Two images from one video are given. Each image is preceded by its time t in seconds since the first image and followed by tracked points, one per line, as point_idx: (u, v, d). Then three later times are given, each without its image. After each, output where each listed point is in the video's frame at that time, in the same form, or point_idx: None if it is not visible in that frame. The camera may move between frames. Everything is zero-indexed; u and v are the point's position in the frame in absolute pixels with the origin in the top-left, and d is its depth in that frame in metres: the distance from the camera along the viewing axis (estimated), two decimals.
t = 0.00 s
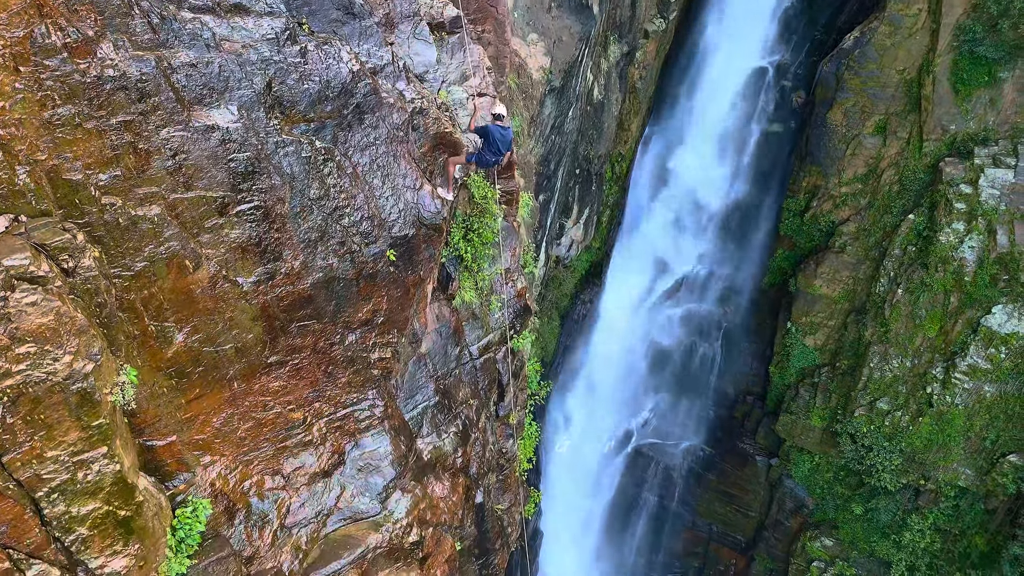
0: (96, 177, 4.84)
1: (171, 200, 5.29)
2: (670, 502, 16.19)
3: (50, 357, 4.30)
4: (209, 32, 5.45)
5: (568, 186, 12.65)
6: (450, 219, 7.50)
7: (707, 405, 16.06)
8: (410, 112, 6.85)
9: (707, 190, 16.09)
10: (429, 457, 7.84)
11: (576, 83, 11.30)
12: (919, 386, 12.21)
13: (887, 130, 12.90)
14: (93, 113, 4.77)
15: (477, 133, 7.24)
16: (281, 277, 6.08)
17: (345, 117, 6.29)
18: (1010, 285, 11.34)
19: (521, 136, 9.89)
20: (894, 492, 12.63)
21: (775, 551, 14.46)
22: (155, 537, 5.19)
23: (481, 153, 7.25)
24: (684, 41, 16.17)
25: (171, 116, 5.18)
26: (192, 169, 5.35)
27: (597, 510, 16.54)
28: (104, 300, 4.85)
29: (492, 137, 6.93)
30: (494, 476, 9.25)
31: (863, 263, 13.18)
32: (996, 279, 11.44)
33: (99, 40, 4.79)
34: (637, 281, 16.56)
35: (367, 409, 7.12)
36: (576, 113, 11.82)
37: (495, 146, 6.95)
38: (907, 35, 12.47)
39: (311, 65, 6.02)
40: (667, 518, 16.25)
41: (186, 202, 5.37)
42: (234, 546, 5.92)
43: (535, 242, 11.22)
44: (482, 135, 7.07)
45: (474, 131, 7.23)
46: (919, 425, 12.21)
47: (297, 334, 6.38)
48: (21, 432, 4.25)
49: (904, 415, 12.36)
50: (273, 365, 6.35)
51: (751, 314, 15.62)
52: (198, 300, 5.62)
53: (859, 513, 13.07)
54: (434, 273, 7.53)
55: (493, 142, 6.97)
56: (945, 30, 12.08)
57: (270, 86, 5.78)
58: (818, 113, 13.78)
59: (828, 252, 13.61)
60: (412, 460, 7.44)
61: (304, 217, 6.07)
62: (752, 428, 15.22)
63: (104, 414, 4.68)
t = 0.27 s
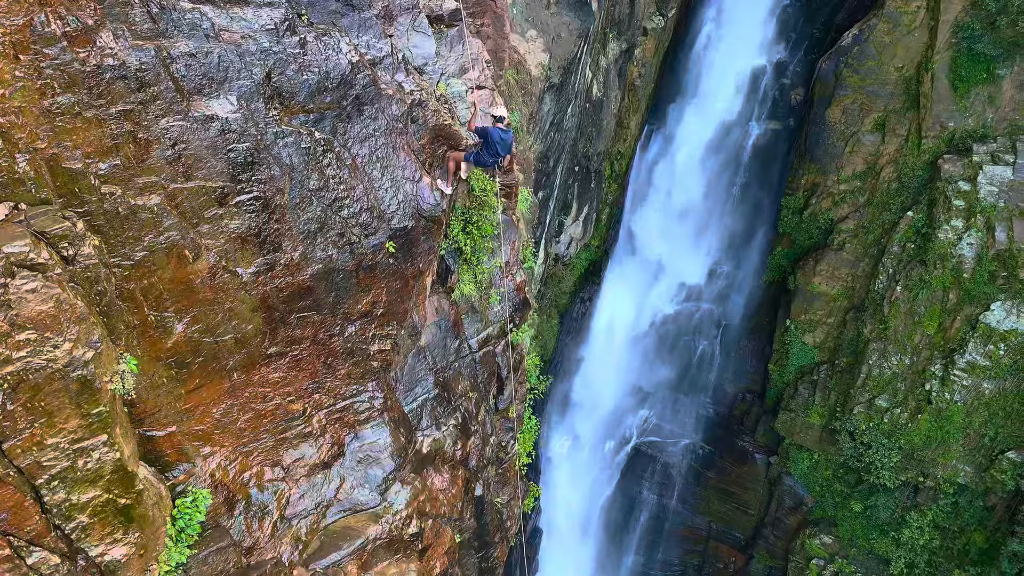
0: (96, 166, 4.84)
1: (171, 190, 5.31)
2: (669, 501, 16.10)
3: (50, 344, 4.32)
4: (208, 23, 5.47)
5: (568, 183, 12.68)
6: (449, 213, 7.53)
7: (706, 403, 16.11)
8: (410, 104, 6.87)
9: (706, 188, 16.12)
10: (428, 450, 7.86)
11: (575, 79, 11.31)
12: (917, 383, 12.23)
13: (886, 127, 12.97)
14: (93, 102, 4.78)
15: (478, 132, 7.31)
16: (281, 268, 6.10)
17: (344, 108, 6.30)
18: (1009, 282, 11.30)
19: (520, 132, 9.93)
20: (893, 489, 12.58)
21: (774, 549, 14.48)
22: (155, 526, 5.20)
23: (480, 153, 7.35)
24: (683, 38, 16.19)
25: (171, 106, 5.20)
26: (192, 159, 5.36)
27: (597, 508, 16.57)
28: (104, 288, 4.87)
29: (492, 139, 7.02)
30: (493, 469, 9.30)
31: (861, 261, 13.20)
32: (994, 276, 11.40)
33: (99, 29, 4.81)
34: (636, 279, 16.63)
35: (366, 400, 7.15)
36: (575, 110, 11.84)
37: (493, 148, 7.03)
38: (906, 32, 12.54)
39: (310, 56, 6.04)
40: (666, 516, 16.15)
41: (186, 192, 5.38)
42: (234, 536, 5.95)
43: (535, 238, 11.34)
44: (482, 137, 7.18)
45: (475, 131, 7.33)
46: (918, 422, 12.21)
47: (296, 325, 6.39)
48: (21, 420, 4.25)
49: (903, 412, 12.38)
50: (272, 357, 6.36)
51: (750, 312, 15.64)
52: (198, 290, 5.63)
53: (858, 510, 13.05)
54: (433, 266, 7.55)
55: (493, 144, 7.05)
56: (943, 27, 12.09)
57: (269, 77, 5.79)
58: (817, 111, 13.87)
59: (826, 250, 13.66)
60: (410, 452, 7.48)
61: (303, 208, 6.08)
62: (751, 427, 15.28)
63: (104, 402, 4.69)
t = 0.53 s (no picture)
0: (96, 155, 4.85)
1: (171, 179, 5.32)
2: (669, 498, 16.12)
3: (50, 331, 4.32)
4: (208, 13, 5.44)
5: (567, 180, 12.69)
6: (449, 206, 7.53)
7: (706, 401, 16.09)
8: (409, 96, 6.89)
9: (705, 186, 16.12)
10: (428, 443, 7.89)
11: (574, 76, 11.31)
12: (916, 380, 12.26)
13: (884, 125, 12.94)
14: (93, 91, 4.79)
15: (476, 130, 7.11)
16: (281, 259, 6.11)
17: (344, 100, 6.31)
18: (1007, 279, 11.32)
19: (519, 128, 9.94)
20: (892, 487, 12.59)
21: (774, 546, 14.59)
22: (155, 515, 5.22)
23: (480, 151, 7.14)
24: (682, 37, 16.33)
25: (171, 95, 5.21)
26: (192, 150, 5.38)
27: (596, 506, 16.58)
28: (104, 277, 4.88)
29: (490, 137, 6.82)
30: (493, 462, 9.33)
31: (860, 258, 13.21)
32: (993, 273, 11.43)
33: (99, 18, 4.82)
34: (635, 277, 16.60)
35: (365, 393, 7.17)
36: (574, 107, 11.85)
37: (493, 147, 6.84)
38: (905, 29, 12.59)
39: (310, 47, 6.05)
40: (665, 514, 16.22)
41: (186, 182, 5.40)
42: (234, 527, 5.96)
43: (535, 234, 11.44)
44: (480, 135, 6.97)
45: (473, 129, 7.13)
46: (918, 420, 12.24)
47: (296, 317, 6.41)
48: (22, 407, 4.26)
49: (902, 410, 12.40)
50: (272, 348, 6.37)
51: (749, 310, 15.61)
52: (198, 280, 5.64)
53: (857, 508, 13.12)
54: (433, 259, 7.57)
55: (492, 142, 6.86)
56: (942, 24, 12.19)
57: (269, 68, 5.81)
58: (815, 109, 13.85)
59: (825, 247, 13.64)
60: (410, 445, 7.50)
61: (303, 199, 6.10)
62: (751, 424, 15.27)
63: (104, 390, 4.71)
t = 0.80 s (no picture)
0: (96, 145, 4.86)
1: (171, 170, 5.33)
2: (669, 497, 16.14)
3: (51, 319, 4.34)
4: (207, 4, 5.45)
5: (566, 178, 12.71)
6: (448, 199, 7.55)
7: (705, 397, 16.22)
8: (409, 88, 6.90)
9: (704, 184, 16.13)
10: (428, 435, 7.93)
11: (573, 73, 11.30)
12: (915, 378, 12.26)
13: (883, 122, 12.99)
14: (93, 80, 4.80)
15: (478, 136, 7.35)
16: (280, 250, 6.13)
17: (343, 91, 6.33)
18: (1007, 277, 11.30)
19: (518, 124, 9.95)
20: (891, 484, 12.62)
21: (773, 544, 14.61)
22: (156, 503, 5.25)
23: (484, 156, 7.42)
24: (682, 32, 16.21)
25: (171, 85, 5.22)
26: (192, 140, 5.39)
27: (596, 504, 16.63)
28: (104, 266, 4.90)
29: (492, 145, 7.09)
30: (493, 456, 9.36)
31: (860, 255, 13.25)
32: (993, 270, 11.42)
33: (99, 8, 4.82)
34: (634, 275, 16.60)
35: (365, 385, 7.19)
36: (574, 104, 11.86)
37: (495, 155, 7.13)
38: (903, 27, 12.60)
39: (309, 38, 6.07)
40: (665, 512, 16.24)
41: (186, 172, 5.41)
42: (234, 517, 5.97)
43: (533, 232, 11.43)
44: (482, 142, 7.23)
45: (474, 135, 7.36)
46: (917, 417, 12.24)
47: (296, 308, 6.42)
48: (23, 394, 4.27)
49: (901, 408, 12.41)
50: (272, 339, 6.39)
51: (748, 307, 15.71)
52: (198, 271, 5.66)
53: (856, 505, 13.13)
54: (433, 251, 7.59)
55: (494, 150, 7.13)
56: (941, 22, 12.18)
57: (269, 59, 5.82)
58: (814, 106, 13.91)
59: (823, 245, 13.72)
60: (410, 436, 7.53)
61: (303, 190, 6.12)
62: (751, 423, 15.37)
63: (105, 377, 4.72)
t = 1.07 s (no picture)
0: (95, 135, 4.87)
1: (169, 160, 5.34)
2: (669, 494, 16.09)
3: (50, 307, 4.35)
4: None
5: (565, 175, 12.71)
6: (446, 193, 7.54)
7: (705, 396, 16.23)
8: (407, 80, 6.91)
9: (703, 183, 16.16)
10: (427, 427, 7.96)
11: (572, 70, 11.30)
12: (914, 375, 12.25)
13: (883, 119, 13.00)
14: (91, 69, 4.80)
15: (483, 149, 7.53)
16: (279, 241, 6.14)
17: (342, 83, 6.33)
18: (1006, 273, 11.29)
19: (517, 120, 9.97)
20: (890, 481, 12.63)
21: (772, 542, 14.59)
22: (154, 492, 5.24)
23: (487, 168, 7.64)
24: (682, 30, 16.25)
25: (170, 76, 5.23)
26: (190, 131, 5.40)
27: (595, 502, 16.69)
28: (103, 255, 4.91)
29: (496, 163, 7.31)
30: (492, 450, 9.37)
31: (859, 253, 13.27)
32: (992, 266, 11.38)
33: None
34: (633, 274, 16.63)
35: (364, 377, 7.21)
36: (572, 101, 11.86)
37: (498, 173, 7.38)
38: (902, 24, 12.61)
39: (309, 30, 6.06)
40: (664, 511, 16.20)
41: (185, 162, 5.42)
42: (234, 508, 5.99)
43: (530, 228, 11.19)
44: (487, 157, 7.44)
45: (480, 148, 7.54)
46: (916, 414, 12.22)
47: (295, 299, 6.44)
48: (22, 380, 4.29)
49: (899, 404, 12.40)
50: (271, 331, 6.40)
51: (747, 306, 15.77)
52: (196, 262, 5.66)
53: (856, 503, 13.13)
54: (432, 244, 7.60)
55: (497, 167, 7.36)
56: (940, 19, 12.22)
57: (267, 50, 5.83)
58: (813, 103, 14.02)
59: (823, 242, 13.77)
60: (409, 428, 7.56)
61: (302, 181, 6.14)
62: (749, 421, 15.32)
63: (103, 365, 4.72)
